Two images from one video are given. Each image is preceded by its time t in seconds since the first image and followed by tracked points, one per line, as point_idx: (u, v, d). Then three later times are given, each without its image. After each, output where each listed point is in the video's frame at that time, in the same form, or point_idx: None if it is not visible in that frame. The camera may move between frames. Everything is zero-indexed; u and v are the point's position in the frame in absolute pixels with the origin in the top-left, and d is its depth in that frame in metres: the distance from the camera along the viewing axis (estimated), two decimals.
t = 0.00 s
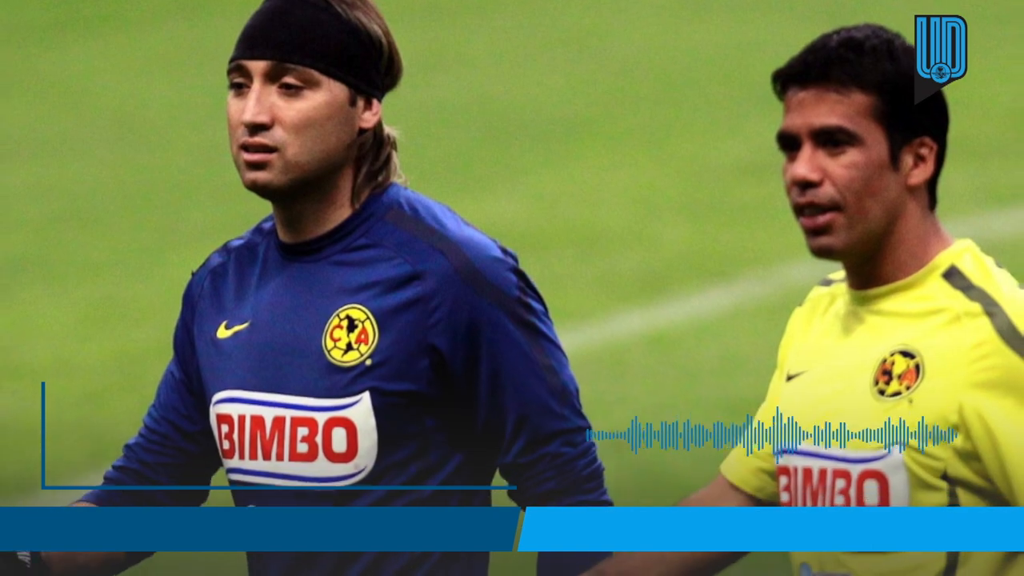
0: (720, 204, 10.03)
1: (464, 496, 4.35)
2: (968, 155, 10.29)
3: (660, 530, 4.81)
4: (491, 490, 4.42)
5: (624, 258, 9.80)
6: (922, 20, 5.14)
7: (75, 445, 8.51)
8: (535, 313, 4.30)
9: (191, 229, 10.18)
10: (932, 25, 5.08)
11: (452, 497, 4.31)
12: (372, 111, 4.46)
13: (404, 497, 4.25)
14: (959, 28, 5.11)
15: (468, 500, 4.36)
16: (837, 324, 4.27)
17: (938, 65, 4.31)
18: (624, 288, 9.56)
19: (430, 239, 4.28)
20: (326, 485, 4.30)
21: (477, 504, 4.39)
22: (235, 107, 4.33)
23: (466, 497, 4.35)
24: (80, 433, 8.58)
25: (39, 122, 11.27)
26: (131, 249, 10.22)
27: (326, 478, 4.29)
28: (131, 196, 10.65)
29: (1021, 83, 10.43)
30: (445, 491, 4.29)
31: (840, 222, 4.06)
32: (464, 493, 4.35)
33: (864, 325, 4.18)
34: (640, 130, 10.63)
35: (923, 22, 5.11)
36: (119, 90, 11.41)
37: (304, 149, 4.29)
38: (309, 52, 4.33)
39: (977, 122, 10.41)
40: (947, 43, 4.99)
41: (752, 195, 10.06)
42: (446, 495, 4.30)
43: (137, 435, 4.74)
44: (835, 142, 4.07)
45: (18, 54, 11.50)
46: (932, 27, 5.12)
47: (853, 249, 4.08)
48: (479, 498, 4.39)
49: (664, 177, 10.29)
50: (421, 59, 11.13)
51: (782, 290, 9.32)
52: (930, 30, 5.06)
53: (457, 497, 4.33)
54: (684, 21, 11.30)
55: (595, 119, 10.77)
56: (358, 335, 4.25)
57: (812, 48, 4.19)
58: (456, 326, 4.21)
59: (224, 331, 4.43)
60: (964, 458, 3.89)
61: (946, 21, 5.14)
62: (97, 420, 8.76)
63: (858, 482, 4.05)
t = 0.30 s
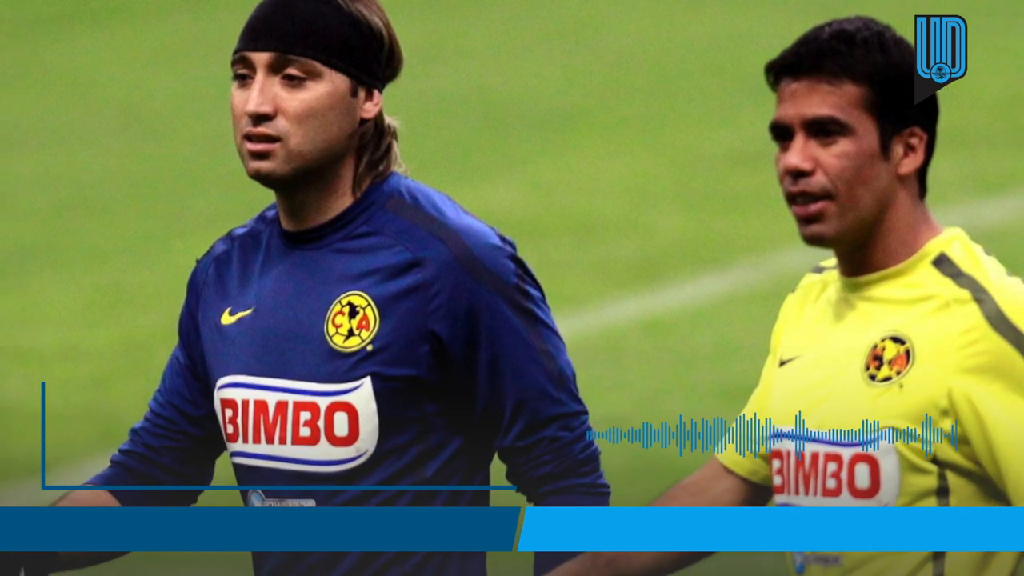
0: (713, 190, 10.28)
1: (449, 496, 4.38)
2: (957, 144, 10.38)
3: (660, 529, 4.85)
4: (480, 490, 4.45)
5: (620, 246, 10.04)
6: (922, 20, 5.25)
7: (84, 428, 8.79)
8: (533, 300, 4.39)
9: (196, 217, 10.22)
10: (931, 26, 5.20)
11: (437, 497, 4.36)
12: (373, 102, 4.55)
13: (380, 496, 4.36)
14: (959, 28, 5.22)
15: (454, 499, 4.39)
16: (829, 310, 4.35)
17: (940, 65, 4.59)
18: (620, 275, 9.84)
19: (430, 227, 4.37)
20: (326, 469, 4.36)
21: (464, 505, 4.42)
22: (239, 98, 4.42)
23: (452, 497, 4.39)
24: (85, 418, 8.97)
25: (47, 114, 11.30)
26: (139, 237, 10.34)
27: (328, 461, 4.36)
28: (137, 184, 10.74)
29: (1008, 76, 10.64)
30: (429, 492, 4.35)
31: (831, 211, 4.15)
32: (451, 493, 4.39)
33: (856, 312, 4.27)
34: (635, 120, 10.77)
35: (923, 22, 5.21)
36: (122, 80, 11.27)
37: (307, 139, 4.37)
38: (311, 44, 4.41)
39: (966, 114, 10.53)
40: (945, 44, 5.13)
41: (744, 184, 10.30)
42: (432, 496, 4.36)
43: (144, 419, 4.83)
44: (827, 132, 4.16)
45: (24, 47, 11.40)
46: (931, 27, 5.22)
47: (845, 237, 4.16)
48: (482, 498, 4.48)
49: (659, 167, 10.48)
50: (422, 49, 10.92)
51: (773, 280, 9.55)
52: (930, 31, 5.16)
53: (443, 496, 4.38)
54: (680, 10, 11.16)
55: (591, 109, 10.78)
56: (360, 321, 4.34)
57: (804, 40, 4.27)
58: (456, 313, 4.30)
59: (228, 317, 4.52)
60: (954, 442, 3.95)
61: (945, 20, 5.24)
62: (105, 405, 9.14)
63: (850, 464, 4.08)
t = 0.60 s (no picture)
0: (707, 179, 10.48)
1: (436, 496, 4.46)
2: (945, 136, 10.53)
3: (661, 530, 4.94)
4: (468, 489, 4.52)
5: (617, 233, 10.21)
6: (923, 19, 5.42)
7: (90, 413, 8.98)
8: (531, 287, 4.47)
9: (201, 205, 10.43)
10: (931, 25, 5.37)
11: (424, 497, 4.45)
12: (374, 93, 4.64)
13: (359, 495, 4.47)
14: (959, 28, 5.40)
15: (442, 499, 4.47)
16: (820, 297, 4.44)
17: (939, 65, 4.97)
18: (615, 262, 9.98)
19: (430, 215, 4.46)
20: (328, 453, 4.46)
21: (451, 504, 4.49)
22: (242, 90, 4.52)
23: (440, 498, 4.47)
24: (92, 404, 9.15)
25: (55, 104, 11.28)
26: (148, 226, 10.42)
27: (330, 446, 4.45)
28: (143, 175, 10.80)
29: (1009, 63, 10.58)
30: (415, 492, 4.45)
31: (823, 199, 4.24)
32: (439, 493, 4.47)
33: (847, 298, 4.35)
34: (630, 110, 10.91)
35: (924, 20, 5.39)
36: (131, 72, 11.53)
37: (309, 130, 4.47)
38: (314, 37, 4.51)
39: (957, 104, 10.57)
40: (944, 46, 5.32)
41: (738, 174, 10.49)
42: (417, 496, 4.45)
43: (150, 404, 4.91)
44: (818, 123, 4.25)
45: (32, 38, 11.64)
46: (931, 27, 5.40)
47: (836, 225, 4.25)
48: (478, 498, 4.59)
49: (654, 157, 10.60)
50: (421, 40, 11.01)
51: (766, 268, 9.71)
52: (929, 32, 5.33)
53: (431, 497, 4.46)
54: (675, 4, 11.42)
55: (587, 100, 10.97)
56: (361, 308, 4.43)
57: (796, 33, 4.36)
58: (456, 300, 4.39)
59: (232, 304, 4.62)
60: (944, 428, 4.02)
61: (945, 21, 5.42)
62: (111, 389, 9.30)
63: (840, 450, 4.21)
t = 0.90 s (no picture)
0: (701, 169, 10.72)
1: (419, 498, 4.54)
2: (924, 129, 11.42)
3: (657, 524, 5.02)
4: (455, 490, 4.57)
5: (613, 223, 10.36)
6: (923, 19, 5.77)
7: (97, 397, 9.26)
8: (529, 275, 4.57)
9: (205, 195, 10.95)
10: (931, 25, 5.70)
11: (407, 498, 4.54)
12: (375, 85, 4.73)
13: (343, 496, 4.56)
14: (959, 27, 5.68)
15: (425, 501, 4.54)
16: (812, 285, 4.53)
17: (941, 64, 5.57)
18: (611, 251, 10.05)
19: (430, 205, 4.56)
20: (329, 438, 4.54)
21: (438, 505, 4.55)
22: (246, 82, 4.61)
23: (426, 497, 4.54)
24: (96, 390, 9.45)
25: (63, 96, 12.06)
26: (149, 215, 10.99)
27: (332, 430, 4.53)
28: (150, 164, 11.43)
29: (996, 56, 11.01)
30: (399, 492, 4.54)
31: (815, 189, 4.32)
32: (425, 493, 4.54)
33: (838, 286, 4.45)
34: (626, 101, 11.47)
35: (926, 21, 5.73)
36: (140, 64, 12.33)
37: (311, 121, 4.56)
38: (316, 30, 4.59)
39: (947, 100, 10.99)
40: (944, 44, 5.65)
41: (731, 164, 10.74)
42: (400, 496, 4.54)
43: (155, 389, 5.01)
44: (810, 114, 4.34)
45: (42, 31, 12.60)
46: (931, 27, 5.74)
47: (828, 214, 4.35)
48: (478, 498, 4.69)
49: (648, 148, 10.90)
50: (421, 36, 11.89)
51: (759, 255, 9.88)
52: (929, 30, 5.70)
53: (419, 495, 4.54)
54: None
55: (583, 92, 11.54)
56: (363, 295, 4.53)
57: (789, 26, 4.44)
58: (455, 288, 4.48)
59: (236, 292, 4.71)
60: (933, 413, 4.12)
61: (946, 21, 5.71)
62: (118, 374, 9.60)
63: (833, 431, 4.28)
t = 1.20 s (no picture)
0: (697, 161, 10.72)
1: (403, 496, 4.67)
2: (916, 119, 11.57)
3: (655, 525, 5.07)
4: (443, 489, 4.69)
5: (608, 213, 10.65)
6: (923, 19, 6.14)
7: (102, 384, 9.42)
8: (527, 264, 4.66)
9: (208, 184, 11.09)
10: (931, 25, 6.12)
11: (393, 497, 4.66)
12: (376, 78, 4.82)
13: (333, 495, 4.67)
14: (958, 28, 6.10)
15: (409, 500, 4.67)
16: (804, 274, 4.63)
17: (938, 64, 6.19)
18: (609, 241, 10.42)
19: (430, 195, 4.66)
20: (333, 423, 4.64)
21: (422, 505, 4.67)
22: (250, 75, 4.71)
23: (409, 497, 4.67)
24: (103, 375, 9.85)
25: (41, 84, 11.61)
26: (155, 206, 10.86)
27: (335, 416, 4.64)
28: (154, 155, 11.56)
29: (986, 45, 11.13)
30: (385, 492, 4.66)
31: (806, 179, 4.42)
32: (408, 493, 4.67)
33: (829, 275, 4.54)
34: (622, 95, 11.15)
35: (925, 21, 6.13)
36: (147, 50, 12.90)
37: (314, 113, 4.66)
38: (319, 24, 4.69)
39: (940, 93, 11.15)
40: (944, 42, 6.10)
41: (726, 155, 10.73)
42: (388, 495, 4.66)
43: (161, 375, 5.11)
44: (802, 107, 4.44)
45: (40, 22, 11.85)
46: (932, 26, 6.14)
47: (819, 205, 4.45)
48: (475, 497, 4.76)
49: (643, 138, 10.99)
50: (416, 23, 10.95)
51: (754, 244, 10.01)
52: (929, 30, 6.12)
53: (401, 496, 4.67)
54: None
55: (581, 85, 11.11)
56: (364, 284, 4.64)
57: (782, 20, 4.54)
58: (454, 277, 4.58)
59: (241, 280, 4.82)
60: (923, 400, 4.22)
61: (946, 21, 6.13)
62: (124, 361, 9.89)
63: (824, 420, 4.36)
